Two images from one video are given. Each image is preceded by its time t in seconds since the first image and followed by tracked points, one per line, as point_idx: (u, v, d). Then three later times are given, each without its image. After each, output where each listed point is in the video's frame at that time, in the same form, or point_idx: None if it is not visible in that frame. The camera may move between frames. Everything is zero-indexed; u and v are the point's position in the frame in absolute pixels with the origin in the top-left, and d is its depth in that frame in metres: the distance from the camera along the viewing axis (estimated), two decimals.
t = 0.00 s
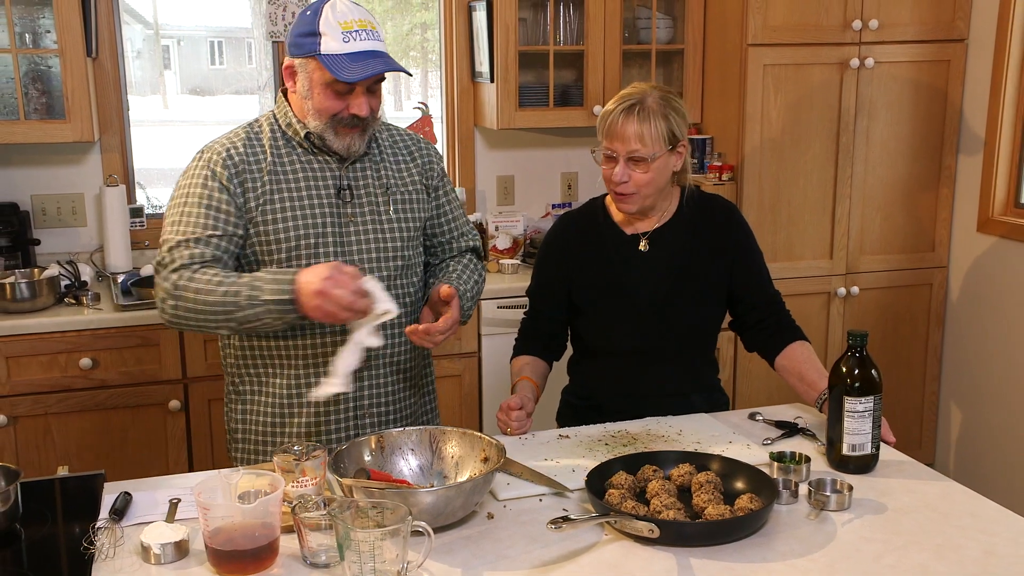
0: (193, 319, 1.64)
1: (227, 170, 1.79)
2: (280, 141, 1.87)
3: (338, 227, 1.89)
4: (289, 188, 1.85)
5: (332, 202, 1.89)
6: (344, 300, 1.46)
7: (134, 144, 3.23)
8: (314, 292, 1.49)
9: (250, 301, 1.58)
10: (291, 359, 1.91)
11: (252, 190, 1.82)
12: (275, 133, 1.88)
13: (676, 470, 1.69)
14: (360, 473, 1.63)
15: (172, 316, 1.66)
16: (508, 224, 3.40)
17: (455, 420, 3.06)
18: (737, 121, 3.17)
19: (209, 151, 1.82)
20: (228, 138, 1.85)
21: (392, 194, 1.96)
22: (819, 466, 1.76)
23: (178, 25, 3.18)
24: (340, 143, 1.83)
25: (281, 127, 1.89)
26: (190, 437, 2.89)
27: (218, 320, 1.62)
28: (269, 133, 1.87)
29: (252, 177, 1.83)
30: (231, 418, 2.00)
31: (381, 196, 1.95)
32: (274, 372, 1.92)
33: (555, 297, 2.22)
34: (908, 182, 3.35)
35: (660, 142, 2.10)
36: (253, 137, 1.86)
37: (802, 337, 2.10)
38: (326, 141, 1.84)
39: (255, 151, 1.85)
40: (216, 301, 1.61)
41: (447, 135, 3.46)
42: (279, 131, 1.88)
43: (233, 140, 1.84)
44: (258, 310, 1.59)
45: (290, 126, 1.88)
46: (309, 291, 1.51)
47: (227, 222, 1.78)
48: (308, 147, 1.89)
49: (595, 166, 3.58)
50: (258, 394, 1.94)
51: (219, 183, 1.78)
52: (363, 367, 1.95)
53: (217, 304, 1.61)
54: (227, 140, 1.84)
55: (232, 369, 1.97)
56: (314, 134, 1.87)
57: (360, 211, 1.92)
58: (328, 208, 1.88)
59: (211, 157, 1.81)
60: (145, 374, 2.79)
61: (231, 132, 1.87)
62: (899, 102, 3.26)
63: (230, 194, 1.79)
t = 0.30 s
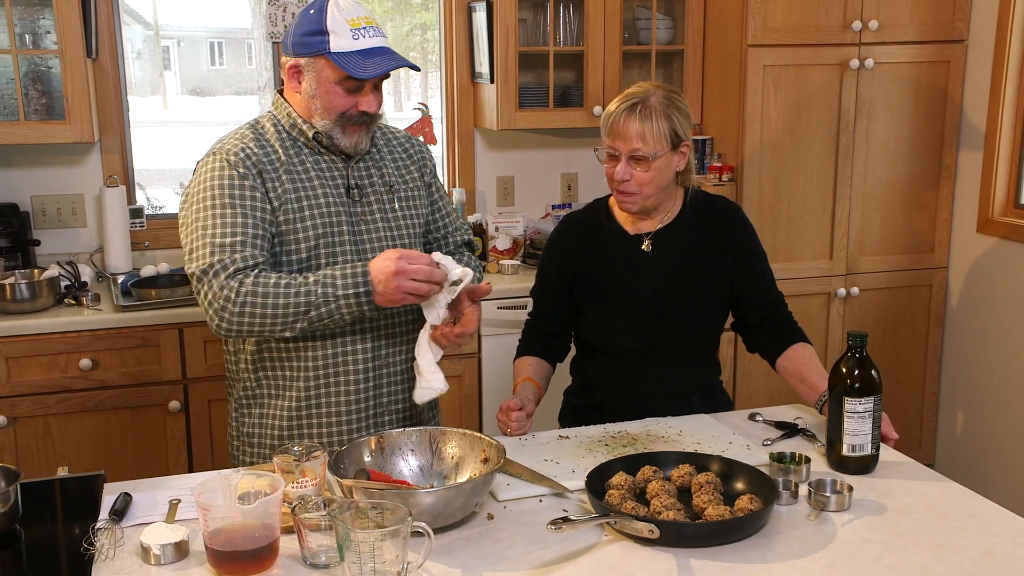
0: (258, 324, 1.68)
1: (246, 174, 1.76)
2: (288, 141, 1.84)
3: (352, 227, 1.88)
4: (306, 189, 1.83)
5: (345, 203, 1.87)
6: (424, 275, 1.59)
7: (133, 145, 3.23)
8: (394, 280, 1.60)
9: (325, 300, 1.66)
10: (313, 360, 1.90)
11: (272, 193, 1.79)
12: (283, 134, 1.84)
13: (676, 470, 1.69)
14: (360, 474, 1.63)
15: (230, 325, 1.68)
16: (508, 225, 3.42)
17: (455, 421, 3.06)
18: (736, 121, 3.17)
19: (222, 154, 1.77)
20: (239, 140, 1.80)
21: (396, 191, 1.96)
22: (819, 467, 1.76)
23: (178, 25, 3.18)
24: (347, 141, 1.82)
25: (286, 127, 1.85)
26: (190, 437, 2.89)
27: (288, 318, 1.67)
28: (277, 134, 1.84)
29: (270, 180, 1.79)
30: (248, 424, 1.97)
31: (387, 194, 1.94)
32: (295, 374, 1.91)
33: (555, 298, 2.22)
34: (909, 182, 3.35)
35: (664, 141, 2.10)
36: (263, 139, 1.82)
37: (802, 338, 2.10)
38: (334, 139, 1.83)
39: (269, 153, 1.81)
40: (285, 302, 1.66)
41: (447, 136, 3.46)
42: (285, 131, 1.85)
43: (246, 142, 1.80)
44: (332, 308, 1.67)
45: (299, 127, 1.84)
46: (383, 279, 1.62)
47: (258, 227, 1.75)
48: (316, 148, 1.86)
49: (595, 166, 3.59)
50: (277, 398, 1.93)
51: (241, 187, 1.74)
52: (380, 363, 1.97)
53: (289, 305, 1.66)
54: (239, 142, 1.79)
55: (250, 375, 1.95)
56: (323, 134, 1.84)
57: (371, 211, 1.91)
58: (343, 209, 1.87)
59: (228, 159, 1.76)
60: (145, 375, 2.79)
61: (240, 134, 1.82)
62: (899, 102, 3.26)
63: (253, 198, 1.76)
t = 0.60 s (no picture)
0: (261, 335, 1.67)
1: (263, 178, 1.74)
2: (302, 145, 1.82)
3: (365, 233, 1.88)
4: (320, 195, 1.82)
5: (358, 209, 1.87)
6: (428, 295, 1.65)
7: (133, 145, 3.23)
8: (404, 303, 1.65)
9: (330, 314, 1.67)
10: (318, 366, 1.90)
11: (287, 198, 1.78)
12: (296, 138, 1.82)
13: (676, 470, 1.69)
14: (360, 473, 1.63)
15: (235, 335, 1.67)
16: (507, 225, 3.42)
17: (455, 421, 3.06)
18: (736, 121, 3.17)
19: (238, 156, 1.74)
20: (254, 142, 1.77)
21: (404, 196, 1.96)
22: (819, 467, 1.76)
23: (178, 25, 3.18)
24: (369, 142, 1.80)
25: (300, 130, 1.83)
26: (190, 437, 2.89)
27: (288, 333, 1.67)
28: (290, 136, 1.81)
29: (286, 185, 1.78)
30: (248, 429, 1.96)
31: (395, 200, 1.94)
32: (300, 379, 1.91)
33: (554, 298, 2.22)
34: (909, 182, 3.34)
35: (665, 142, 2.10)
36: (277, 142, 1.80)
37: (801, 339, 2.11)
38: (353, 140, 1.80)
39: (283, 157, 1.79)
40: (290, 319, 1.66)
41: (447, 136, 3.46)
42: (298, 134, 1.82)
43: (261, 145, 1.77)
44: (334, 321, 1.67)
45: (315, 129, 1.82)
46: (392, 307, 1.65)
47: (271, 233, 1.73)
48: (328, 153, 1.85)
49: (595, 166, 3.59)
50: (282, 403, 1.93)
51: (258, 193, 1.72)
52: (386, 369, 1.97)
53: (294, 321, 1.67)
54: (255, 145, 1.76)
55: (252, 380, 1.93)
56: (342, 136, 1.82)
57: (382, 217, 1.91)
58: (355, 214, 1.86)
59: (243, 163, 1.73)
60: (145, 375, 2.79)
61: (253, 137, 1.79)
62: (899, 103, 3.26)
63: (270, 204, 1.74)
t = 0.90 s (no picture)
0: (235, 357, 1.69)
1: (261, 185, 1.74)
2: (308, 148, 1.82)
3: (367, 240, 1.87)
4: (321, 203, 1.81)
5: (360, 216, 1.86)
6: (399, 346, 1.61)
7: (133, 145, 3.23)
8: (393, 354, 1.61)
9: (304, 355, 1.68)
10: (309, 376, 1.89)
11: (285, 205, 1.77)
12: (301, 141, 1.81)
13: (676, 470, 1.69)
14: (360, 473, 1.63)
15: (216, 353, 1.70)
16: (508, 225, 3.41)
17: (455, 420, 3.06)
18: (736, 122, 3.17)
19: (238, 160, 1.74)
20: (257, 145, 1.77)
21: (411, 204, 1.95)
22: (818, 467, 1.76)
23: (178, 25, 3.18)
24: (375, 144, 1.79)
25: (306, 132, 1.82)
26: (190, 437, 2.89)
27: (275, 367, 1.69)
28: (296, 139, 1.81)
29: (285, 192, 1.77)
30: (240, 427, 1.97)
31: (402, 205, 1.93)
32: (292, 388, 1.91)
33: (552, 297, 2.22)
34: (909, 182, 3.34)
35: (666, 142, 2.10)
36: (281, 145, 1.79)
37: (800, 339, 2.11)
38: (360, 143, 1.79)
39: (285, 162, 1.78)
40: (271, 356, 1.68)
41: (447, 137, 3.46)
42: (304, 137, 1.82)
43: (263, 149, 1.76)
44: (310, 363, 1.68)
45: (322, 130, 1.81)
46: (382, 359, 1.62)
47: (262, 244, 1.73)
48: (333, 157, 1.84)
49: (595, 166, 3.59)
50: (278, 406, 1.93)
51: (253, 201, 1.72)
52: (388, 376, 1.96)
53: (271, 360, 1.68)
54: (257, 148, 1.76)
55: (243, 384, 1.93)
56: (349, 140, 1.82)
57: (386, 223, 1.90)
58: (357, 222, 1.85)
59: (242, 168, 1.73)
60: (146, 375, 2.79)
61: (257, 138, 1.78)
62: (899, 103, 3.26)
63: (265, 212, 1.74)
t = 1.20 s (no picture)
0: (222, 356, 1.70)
1: (250, 187, 1.74)
2: (302, 151, 1.81)
3: (359, 245, 1.86)
4: (312, 206, 1.81)
5: (353, 220, 1.85)
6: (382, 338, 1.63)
7: (134, 144, 3.23)
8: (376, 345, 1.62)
9: (294, 341, 1.68)
10: (299, 381, 1.87)
11: (275, 208, 1.78)
12: (295, 144, 1.81)
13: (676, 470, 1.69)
14: (360, 473, 1.63)
15: (204, 353, 1.70)
16: (508, 224, 3.41)
17: (454, 419, 3.07)
18: (737, 121, 3.17)
19: (228, 162, 1.74)
20: (249, 147, 1.77)
21: (408, 210, 1.93)
22: (818, 466, 1.76)
23: (179, 24, 3.18)
24: (373, 148, 1.77)
25: (300, 134, 1.82)
26: (191, 436, 2.89)
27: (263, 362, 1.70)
28: (290, 140, 1.81)
29: (275, 194, 1.77)
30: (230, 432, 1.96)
31: (397, 210, 1.91)
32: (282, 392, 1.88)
33: (552, 297, 2.22)
34: (909, 182, 3.34)
35: (667, 143, 2.10)
36: (274, 147, 1.79)
37: (799, 338, 2.11)
38: (357, 146, 1.78)
39: (277, 164, 1.78)
40: (259, 352, 1.69)
41: (447, 136, 3.46)
42: (298, 139, 1.82)
43: (254, 151, 1.77)
44: (301, 350, 1.69)
45: (316, 134, 1.81)
46: (364, 350, 1.63)
47: (249, 246, 1.74)
48: (327, 160, 1.83)
49: (595, 165, 3.59)
50: (267, 412, 1.91)
51: (242, 203, 1.73)
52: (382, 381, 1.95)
53: (258, 352, 1.69)
54: (248, 150, 1.76)
55: (233, 388, 1.91)
56: (343, 144, 1.81)
57: (380, 228, 1.89)
58: (349, 225, 1.85)
59: (231, 169, 1.73)
60: (146, 373, 2.79)
61: (250, 140, 1.79)
62: (899, 102, 3.26)
63: (254, 214, 1.74)
